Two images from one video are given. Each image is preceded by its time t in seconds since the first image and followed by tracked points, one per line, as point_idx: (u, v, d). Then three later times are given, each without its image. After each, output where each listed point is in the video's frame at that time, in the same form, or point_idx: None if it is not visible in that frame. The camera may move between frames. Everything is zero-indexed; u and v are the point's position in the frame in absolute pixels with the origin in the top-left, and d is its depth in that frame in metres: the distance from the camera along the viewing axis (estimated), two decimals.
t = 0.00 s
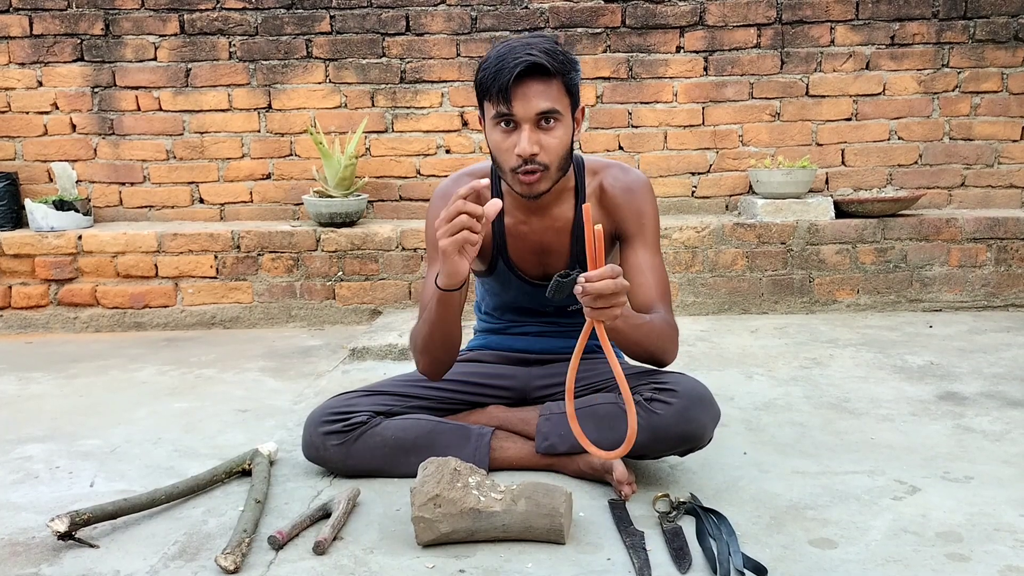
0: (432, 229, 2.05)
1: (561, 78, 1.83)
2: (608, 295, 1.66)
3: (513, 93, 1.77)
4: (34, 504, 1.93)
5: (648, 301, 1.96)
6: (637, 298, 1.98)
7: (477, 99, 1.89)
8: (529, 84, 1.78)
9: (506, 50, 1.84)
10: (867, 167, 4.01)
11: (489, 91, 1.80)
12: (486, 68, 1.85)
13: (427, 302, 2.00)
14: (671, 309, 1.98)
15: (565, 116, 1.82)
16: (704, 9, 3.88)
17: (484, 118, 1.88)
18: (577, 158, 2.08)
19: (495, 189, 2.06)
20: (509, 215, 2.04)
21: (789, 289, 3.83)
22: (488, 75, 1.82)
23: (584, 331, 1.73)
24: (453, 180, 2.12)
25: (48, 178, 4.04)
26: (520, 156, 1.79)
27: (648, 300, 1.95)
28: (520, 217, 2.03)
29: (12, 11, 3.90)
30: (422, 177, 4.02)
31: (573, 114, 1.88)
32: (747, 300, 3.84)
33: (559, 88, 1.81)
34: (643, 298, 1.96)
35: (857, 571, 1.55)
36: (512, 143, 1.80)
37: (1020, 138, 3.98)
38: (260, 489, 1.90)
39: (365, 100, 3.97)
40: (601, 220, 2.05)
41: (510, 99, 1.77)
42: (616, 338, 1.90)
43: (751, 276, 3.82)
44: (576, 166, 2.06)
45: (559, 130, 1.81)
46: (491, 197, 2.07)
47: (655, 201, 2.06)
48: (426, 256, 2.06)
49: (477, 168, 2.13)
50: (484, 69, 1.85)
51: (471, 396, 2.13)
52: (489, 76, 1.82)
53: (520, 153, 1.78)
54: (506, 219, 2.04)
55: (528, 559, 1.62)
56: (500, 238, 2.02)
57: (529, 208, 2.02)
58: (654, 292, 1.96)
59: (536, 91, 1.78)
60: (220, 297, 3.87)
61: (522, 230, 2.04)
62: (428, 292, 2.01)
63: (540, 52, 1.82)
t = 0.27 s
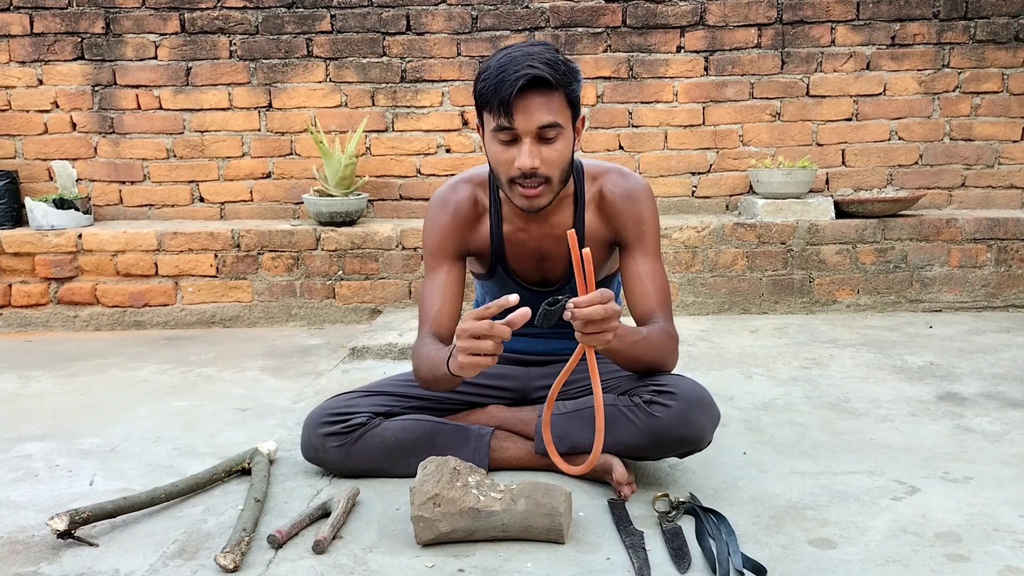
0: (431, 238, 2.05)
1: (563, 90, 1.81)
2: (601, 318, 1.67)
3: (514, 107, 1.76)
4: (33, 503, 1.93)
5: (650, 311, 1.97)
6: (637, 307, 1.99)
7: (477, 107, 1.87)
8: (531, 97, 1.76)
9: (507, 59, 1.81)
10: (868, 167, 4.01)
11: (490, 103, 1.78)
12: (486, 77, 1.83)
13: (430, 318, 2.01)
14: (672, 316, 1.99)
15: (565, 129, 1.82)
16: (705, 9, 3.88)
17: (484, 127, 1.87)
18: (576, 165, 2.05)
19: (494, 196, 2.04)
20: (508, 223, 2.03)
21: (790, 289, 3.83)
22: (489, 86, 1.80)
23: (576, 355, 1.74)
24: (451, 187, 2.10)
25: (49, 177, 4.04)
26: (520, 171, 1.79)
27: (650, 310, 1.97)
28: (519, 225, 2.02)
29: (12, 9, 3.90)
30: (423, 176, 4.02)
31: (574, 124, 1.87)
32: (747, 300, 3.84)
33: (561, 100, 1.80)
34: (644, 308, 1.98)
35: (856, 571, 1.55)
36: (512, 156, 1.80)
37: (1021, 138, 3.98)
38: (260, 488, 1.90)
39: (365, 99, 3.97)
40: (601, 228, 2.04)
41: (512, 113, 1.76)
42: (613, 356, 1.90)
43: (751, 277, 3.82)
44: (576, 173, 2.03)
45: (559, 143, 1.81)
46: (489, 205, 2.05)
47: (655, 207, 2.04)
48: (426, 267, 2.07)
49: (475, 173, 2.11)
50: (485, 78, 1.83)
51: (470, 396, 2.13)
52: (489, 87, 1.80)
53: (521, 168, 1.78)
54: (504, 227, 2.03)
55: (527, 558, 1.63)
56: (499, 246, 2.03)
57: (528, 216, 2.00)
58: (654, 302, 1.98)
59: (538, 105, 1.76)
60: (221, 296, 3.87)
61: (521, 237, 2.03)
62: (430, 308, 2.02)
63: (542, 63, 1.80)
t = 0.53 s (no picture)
0: (432, 237, 2.05)
1: (561, 91, 1.80)
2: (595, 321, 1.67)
3: (512, 108, 1.76)
4: (33, 500, 1.93)
5: (650, 310, 1.97)
6: (638, 307, 1.99)
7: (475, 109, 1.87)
8: (528, 99, 1.76)
9: (505, 60, 1.81)
10: (868, 168, 4.01)
11: (488, 104, 1.78)
12: (484, 78, 1.82)
13: (433, 319, 2.01)
14: (672, 316, 1.99)
15: (563, 129, 1.81)
16: (706, 8, 3.87)
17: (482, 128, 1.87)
18: (577, 163, 2.05)
19: (494, 194, 2.04)
20: (508, 222, 2.03)
21: (790, 289, 3.83)
22: (487, 87, 1.80)
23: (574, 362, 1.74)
24: (451, 185, 2.10)
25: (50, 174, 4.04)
26: (518, 172, 1.79)
27: (650, 310, 1.97)
28: (519, 223, 2.02)
29: (14, 7, 3.90)
30: (423, 175, 4.02)
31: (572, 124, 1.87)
32: (747, 300, 3.84)
33: (559, 101, 1.79)
34: (644, 308, 1.98)
35: (856, 571, 1.55)
36: (510, 158, 1.79)
37: (1022, 139, 3.98)
38: (260, 486, 1.90)
39: (366, 98, 3.97)
40: (601, 226, 2.03)
41: (509, 115, 1.76)
42: (612, 360, 1.90)
43: (751, 276, 3.82)
44: (576, 172, 2.03)
45: (557, 144, 1.80)
46: (488, 203, 2.05)
47: (655, 206, 2.04)
48: (426, 266, 2.07)
49: (475, 172, 2.11)
50: (483, 79, 1.83)
51: (470, 396, 2.12)
52: (487, 88, 1.80)
53: (519, 170, 1.78)
54: (504, 225, 2.02)
55: (527, 557, 1.63)
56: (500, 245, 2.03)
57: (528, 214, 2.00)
58: (654, 302, 1.97)
59: (535, 106, 1.76)
60: (221, 295, 3.87)
61: (521, 236, 2.03)
62: (434, 309, 2.02)
63: (539, 64, 1.79)
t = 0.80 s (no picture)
0: (433, 227, 2.05)
1: (560, 75, 1.81)
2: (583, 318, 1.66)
3: (510, 90, 1.76)
4: (34, 498, 1.94)
5: (650, 304, 1.97)
6: (638, 300, 1.99)
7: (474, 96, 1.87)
8: (526, 81, 1.77)
9: (503, 46, 1.82)
10: (870, 168, 4.01)
11: (486, 88, 1.79)
12: (483, 64, 1.83)
13: (436, 306, 1.99)
14: (673, 311, 1.99)
15: (562, 113, 1.81)
16: (708, 8, 3.87)
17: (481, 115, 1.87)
18: (576, 157, 2.07)
19: (495, 186, 2.05)
20: (508, 213, 2.03)
21: (791, 289, 3.83)
22: (485, 72, 1.80)
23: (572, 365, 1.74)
24: (453, 178, 2.11)
25: (51, 172, 4.04)
26: (516, 154, 1.78)
27: (651, 304, 1.96)
28: (519, 215, 2.03)
29: (16, 5, 3.90)
30: (424, 174, 4.02)
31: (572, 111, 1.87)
32: (748, 300, 3.84)
33: (557, 85, 1.80)
34: (645, 300, 1.97)
35: (856, 571, 1.55)
36: (509, 140, 1.79)
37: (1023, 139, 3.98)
38: (260, 484, 1.90)
39: (367, 97, 3.97)
40: (601, 221, 2.02)
41: (508, 96, 1.76)
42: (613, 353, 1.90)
43: (752, 276, 3.82)
44: (575, 166, 2.04)
45: (556, 128, 1.80)
46: (489, 195, 2.05)
47: (655, 202, 2.03)
48: (429, 256, 2.06)
49: (477, 166, 2.12)
50: (482, 65, 1.84)
51: (470, 392, 2.12)
52: (486, 73, 1.80)
53: (517, 151, 1.77)
54: (505, 216, 2.03)
55: (526, 556, 1.63)
56: (500, 236, 2.03)
57: (529, 206, 2.01)
58: (654, 295, 1.97)
59: (533, 88, 1.77)
60: (221, 293, 3.87)
61: (521, 228, 2.04)
62: (436, 296, 2.00)
63: (538, 49, 1.81)
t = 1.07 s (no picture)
0: (432, 222, 2.05)
1: (563, 77, 1.81)
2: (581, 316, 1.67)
3: (513, 91, 1.77)
4: (34, 497, 1.94)
5: (656, 303, 1.98)
6: (644, 298, 1.99)
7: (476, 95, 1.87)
8: (530, 82, 1.77)
9: (507, 46, 1.82)
10: (871, 168, 4.01)
11: (489, 89, 1.79)
12: (486, 65, 1.83)
13: (424, 295, 2.00)
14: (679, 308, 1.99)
15: (564, 115, 1.81)
16: (709, 8, 3.87)
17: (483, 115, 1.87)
18: (577, 158, 2.05)
19: (495, 185, 2.04)
20: (508, 212, 2.03)
21: (791, 289, 3.83)
22: (489, 73, 1.80)
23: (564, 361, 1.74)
24: (454, 174, 2.10)
25: (51, 171, 4.04)
26: (519, 155, 1.78)
27: (656, 302, 1.97)
28: (519, 214, 2.02)
29: (17, 4, 3.90)
30: (425, 174, 4.02)
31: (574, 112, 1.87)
32: (748, 300, 3.83)
33: (560, 86, 1.80)
34: (651, 298, 1.98)
35: (855, 571, 1.55)
36: (511, 141, 1.79)
37: None
38: (260, 483, 1.90)
39: (368, 96, 3.97)
40: (603, 220, 2.03)
41: (510, 97, 1.76)
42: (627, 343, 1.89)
43: (753, 277, 3.82)
44: (575, 167, 2.03)
45: (558, 129, 1.80)
46: (490, 193, 2.05)
47: (657, 202, 2.03)
48: (425, 251, 2.06)
49: (479, 163, 2.12)
50: (485, 66, 1.84)
51: (470, 392, 2.12)
52: (489, 73, 1.80)
53: (520, 152, 1.78)
54: (505, 216, 2.02)
55: (526, 556, 1.63)
56: (499, 235, 2.03)
57: (529, 206, 2.00)
58: (660, 292, 1.98)
59: (537, 89, 1.77)
60: (222, 292, 3.87)
61: (521, 227, 2.03)
62: (425, 286, 2.01)
63: (541, 50, 1.80)
